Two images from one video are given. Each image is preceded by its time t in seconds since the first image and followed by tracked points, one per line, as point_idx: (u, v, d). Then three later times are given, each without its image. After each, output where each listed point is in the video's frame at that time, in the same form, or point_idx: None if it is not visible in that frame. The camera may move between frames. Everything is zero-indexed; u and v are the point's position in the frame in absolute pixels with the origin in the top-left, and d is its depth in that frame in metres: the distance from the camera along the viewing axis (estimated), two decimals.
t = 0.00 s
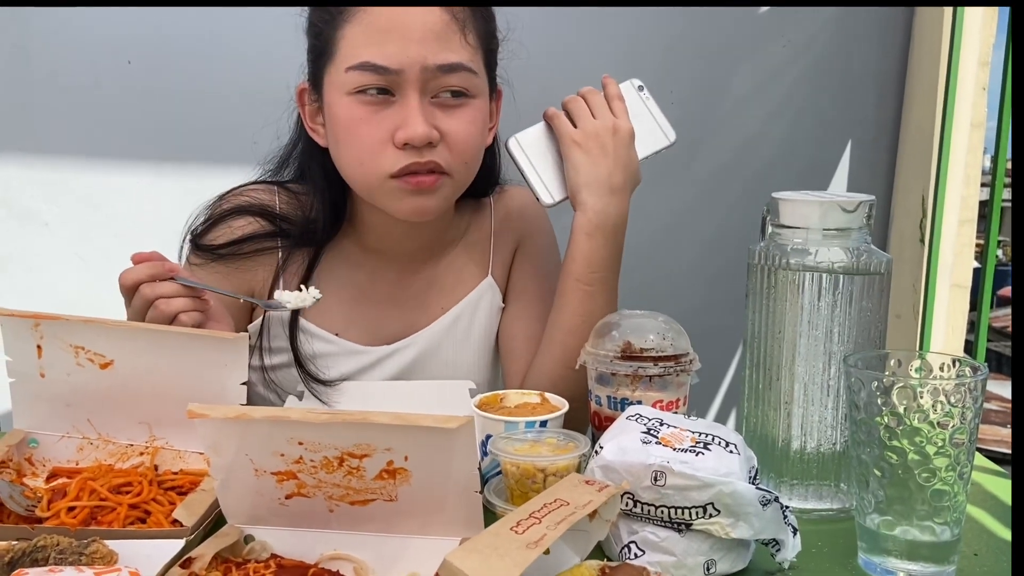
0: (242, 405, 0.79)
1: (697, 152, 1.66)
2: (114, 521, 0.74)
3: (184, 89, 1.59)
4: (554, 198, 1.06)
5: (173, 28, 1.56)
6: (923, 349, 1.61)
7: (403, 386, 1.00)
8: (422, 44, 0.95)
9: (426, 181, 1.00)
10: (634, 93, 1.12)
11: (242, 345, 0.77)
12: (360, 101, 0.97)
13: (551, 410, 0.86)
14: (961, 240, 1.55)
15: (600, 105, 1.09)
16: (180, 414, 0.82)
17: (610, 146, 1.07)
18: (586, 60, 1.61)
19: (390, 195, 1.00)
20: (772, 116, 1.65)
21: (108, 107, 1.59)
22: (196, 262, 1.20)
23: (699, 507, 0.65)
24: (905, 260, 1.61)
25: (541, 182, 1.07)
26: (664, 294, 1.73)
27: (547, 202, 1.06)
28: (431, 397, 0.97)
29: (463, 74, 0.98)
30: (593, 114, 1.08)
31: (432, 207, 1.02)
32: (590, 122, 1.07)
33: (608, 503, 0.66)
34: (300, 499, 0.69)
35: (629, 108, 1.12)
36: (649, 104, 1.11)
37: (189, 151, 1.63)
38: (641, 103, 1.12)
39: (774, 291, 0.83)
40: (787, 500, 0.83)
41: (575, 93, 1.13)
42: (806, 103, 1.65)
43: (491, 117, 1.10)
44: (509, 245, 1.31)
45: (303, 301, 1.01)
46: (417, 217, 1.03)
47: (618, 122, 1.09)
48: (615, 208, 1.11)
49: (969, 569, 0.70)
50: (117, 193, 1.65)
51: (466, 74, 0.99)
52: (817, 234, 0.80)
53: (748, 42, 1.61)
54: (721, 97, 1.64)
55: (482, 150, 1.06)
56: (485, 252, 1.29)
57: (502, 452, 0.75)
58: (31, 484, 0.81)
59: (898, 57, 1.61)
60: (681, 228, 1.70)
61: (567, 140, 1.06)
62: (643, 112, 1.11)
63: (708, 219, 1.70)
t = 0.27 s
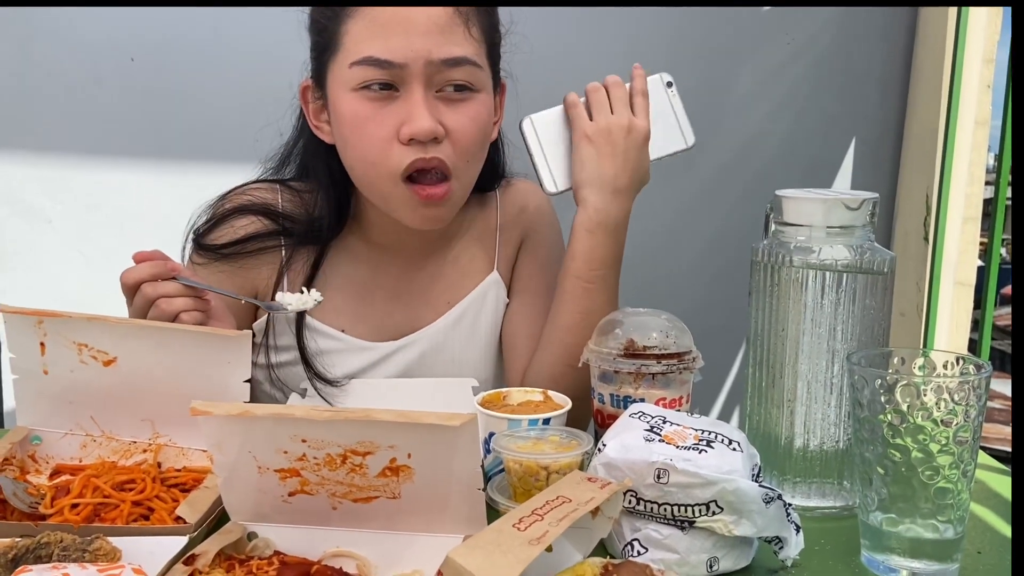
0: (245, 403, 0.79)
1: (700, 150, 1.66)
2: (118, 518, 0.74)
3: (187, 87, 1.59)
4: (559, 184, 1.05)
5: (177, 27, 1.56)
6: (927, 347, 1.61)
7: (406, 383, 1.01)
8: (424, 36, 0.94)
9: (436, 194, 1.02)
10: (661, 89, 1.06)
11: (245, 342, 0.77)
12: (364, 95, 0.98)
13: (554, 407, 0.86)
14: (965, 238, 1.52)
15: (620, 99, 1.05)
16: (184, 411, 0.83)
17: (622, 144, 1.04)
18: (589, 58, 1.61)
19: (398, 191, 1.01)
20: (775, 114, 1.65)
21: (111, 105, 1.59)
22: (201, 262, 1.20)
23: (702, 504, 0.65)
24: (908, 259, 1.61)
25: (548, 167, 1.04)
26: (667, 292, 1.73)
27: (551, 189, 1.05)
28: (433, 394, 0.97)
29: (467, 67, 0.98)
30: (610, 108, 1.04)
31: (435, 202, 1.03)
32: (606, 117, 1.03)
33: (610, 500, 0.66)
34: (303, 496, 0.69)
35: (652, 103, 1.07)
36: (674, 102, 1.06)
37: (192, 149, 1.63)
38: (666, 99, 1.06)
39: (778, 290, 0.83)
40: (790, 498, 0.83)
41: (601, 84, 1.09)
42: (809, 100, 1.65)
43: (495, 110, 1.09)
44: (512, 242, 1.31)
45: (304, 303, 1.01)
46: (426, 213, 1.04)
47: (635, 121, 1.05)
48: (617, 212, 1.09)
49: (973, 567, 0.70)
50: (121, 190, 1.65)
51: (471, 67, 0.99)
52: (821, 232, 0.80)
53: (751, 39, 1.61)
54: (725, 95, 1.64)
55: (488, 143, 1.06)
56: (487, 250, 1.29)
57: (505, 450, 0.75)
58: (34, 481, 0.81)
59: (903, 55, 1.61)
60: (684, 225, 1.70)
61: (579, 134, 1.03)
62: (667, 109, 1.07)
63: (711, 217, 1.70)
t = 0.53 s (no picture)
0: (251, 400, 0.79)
1: (704, 148, 1.66)
2: (125, 514, 0.74)
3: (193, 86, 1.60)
4: (562, 184, 1.04)
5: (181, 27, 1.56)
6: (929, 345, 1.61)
7: (411, 380, 1.01)
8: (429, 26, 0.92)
9: (430, 168, 1.00)
10: (671, 80, 1.02)
11: (250, 340, 0.78)
12: (367, 81, 0.98)
13: (557, 405, 0.86)
14: (968, 237, 1.54)
15: (627, 95, 1.04)
16: (190, 408, 0.83)
17: (623, 144, 1.03)
18: (593, 56, 1.61)
19: (394, 178, 1.01)
20: (779, 113, 1.65)
21: (117, 104, 1.60)
22: (198, 256, 1.21)
23: (704, 501, 0.66)
24: (912, 257, 1.61)
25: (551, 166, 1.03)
26: (670, 290, 1.73)
27: (554, 188, 1.04)
28: (437, 391, 0.98)
29: (471, 59, 0.99)
30: (613, 107, 1.03)
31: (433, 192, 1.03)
32: (608, 116, 1.03)
33: (613, 497, 0.66)
34: (309, 493, 0.70)
35: (663, 97, 1.03)
36: (685, 94, 1.02)
37: (197, 148, 1.64)
38: (677, 92, 1.02)
39: (780, 288, 0.83)
40: (793, 495, 0.83)
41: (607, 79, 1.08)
42: (812, 99, 1.65)
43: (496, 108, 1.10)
44: (515, 241, 1.31)
45: (314, 298, 1.02)
46: (419, 200, 1.04)
47: (639, 118, 1.03)
48: (616, 213, 1.09)
49: (975, 564, 0.71)
50: (126, 189, 1.66)
51: (474, 59, 0.99)
52: (824, 230, 0.80)
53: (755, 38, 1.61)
54: (728, 94, 1.64)
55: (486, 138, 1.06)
56: (491, 247, 1.29)
57: (509, 447, 0.76)
58: (42, 478, 0.81)
59: (907, 53, 1.61)
60: (687, 224, 1.70)
61: (579, 133, 1.02)
62: (677, 102, 1.03)
63: (715, 216, 1.70)
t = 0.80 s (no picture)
0: (254, 398, 0.79)
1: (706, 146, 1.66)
2: (129, 511, 0.75)
3: (195, 84, 1.60)
4: (566, 180, 1.05)
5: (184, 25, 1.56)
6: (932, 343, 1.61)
7: (414, 377, 1.01)
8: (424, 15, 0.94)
9: (423, 152, 0.99)
10: (686, 75, 1.00)
11: (253, 337, 0.78)
12: (361, 69, 0.98)
13: (560, 403, 0.86)
14: (972, 234, 1.54)
15: (633, 92, 1.02)
16: (193, 406, 0.83)
17: (626, 143, 1.02)
18: (595, 53, 1.61)
19: (388, 165, 1.00)
20: (781, 110, 1.65)
21: (120, 102, 1.60)
22: (197, 253, 1.22)
23: (708, 499, 0.66)
24: (915, 255, 1.61)
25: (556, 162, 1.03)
26: (673, 287, 1.74)
27: (557, 185, 1.05)
28: (440, 389, 0.98)
29: (465, 41, 0.98)
30: (618, 105, 1.02)
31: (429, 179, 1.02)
32: (611, 114, 1.02)
33: (617, 495, 0.66)
34: (313, 490, 0.70)
35: (675, 94, 1.01)
36: (700, 90, 1.00)
37: (200, 146, 1.64)
38: (691, 88, 1.00)
39: (784, 286, 0.83)
40: (796, 493, 0.83)
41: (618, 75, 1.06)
42: (815, 97, 1.64)
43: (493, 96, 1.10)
44: (517, 238, 1.31)
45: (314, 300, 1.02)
46: (414, 189, 1.03)
47: (643, 118, 1.02)
48: (617, 213, 1.08)
49: (978, 562, 0.71)
50: (130, 187, 1.66)
51: (468, 43, 0.99)
52: (827, 228, 0.80)
53: (757, 36, 1.60)
54: (731, 92, 1.64)
55: (484, 125, 1.06)
56: (494, 244, 1.29)
57: (512, 445, 0.76)
58: (46, 475, 0.82)
59: (910, 51, 1.60)
60: (690, 222, 1.70)
61: (581, 132, 1.03)
62: (691, 99, 1.01)
63: (717, 213, 1.70)
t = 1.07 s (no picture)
0: (255, 397, 0.79)
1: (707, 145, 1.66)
2: (130, 510, 0.75)
3: (196, 83, 1.60)
4: (568, 181, 1.04)
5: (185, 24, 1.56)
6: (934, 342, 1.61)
7: (415, 375, 1.01)
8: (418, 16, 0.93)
9: (421, 155, 0.99)
10: (684, 76, 0.99)
11: (253, 337, 0.78)
12: (358, 72, 0.98)
13: (561, 402, 0.86)
14: (974, 234, 1.54)
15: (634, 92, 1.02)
16: (194, 405, 0.83)
17: (627, 142, 1.02)
18: (595, 53, 1.61)
19: (387, 169, 1.01)
20: (783, 109, 1.65)
21: (121, 101, 1.60)
22: (198, 252, 1.22)
23: (708, 499, 0.66)
24: (917, 255, 1.60)
25: (558, 162, 1.03)
26: (674, 286, 1.73)
27: (559, 185, 1.04)
28: (441, 388, 0.98)
29: (460, 44, 0.98)
30: (618, 104, 1.03)
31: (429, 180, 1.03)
32: (613, 113, 1.02)
33: (617, 494, 0.66)
34: (313, 489, 0.70)
35: (673, 95, 1.01)
36: (699, 91, 0.99)
37: (201, 145, 1.64)
38: (691, 89, 0.99)
39: (784, 286, 0.83)
40: (796, 493, 0.83)
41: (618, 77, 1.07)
42: (817, 96, 1.64)
43: (492, 96, 1.10)
44: (518, 237, 1.31)
45: (314, 301, 1.02)
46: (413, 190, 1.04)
47: (644, 117, 1.02)
48: (619, 211, 1.08)
49: (979, 562, 0.71)
50: (131, 186, 1.66)
51: (465, 45, 0.99)
52: (828, 227, 0.80)
53: (759, 34, 1.60)
54: (732, 91, 1.64)
55: (482, 126, 1.06)
56: (495, 242, 1.29)
57: (512, 444, 0.76)
58: (47, 474, 0.82)
59: (911, 50, 1.60)
60: (691, 221, 1.70)
61: (584, 131, 1.03)
62: (690, 100, 1.00)
63: (718, 212, 1.70)
